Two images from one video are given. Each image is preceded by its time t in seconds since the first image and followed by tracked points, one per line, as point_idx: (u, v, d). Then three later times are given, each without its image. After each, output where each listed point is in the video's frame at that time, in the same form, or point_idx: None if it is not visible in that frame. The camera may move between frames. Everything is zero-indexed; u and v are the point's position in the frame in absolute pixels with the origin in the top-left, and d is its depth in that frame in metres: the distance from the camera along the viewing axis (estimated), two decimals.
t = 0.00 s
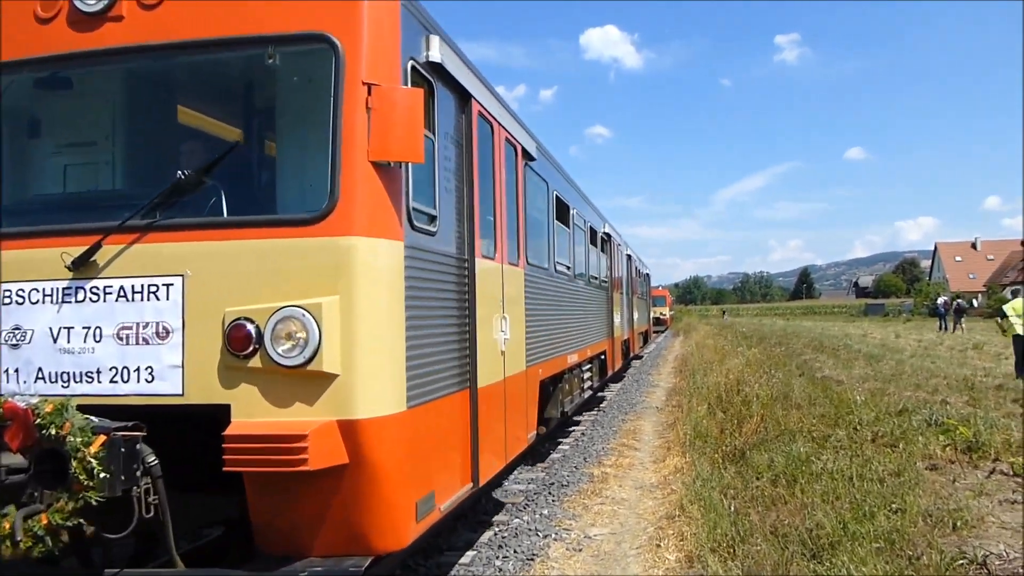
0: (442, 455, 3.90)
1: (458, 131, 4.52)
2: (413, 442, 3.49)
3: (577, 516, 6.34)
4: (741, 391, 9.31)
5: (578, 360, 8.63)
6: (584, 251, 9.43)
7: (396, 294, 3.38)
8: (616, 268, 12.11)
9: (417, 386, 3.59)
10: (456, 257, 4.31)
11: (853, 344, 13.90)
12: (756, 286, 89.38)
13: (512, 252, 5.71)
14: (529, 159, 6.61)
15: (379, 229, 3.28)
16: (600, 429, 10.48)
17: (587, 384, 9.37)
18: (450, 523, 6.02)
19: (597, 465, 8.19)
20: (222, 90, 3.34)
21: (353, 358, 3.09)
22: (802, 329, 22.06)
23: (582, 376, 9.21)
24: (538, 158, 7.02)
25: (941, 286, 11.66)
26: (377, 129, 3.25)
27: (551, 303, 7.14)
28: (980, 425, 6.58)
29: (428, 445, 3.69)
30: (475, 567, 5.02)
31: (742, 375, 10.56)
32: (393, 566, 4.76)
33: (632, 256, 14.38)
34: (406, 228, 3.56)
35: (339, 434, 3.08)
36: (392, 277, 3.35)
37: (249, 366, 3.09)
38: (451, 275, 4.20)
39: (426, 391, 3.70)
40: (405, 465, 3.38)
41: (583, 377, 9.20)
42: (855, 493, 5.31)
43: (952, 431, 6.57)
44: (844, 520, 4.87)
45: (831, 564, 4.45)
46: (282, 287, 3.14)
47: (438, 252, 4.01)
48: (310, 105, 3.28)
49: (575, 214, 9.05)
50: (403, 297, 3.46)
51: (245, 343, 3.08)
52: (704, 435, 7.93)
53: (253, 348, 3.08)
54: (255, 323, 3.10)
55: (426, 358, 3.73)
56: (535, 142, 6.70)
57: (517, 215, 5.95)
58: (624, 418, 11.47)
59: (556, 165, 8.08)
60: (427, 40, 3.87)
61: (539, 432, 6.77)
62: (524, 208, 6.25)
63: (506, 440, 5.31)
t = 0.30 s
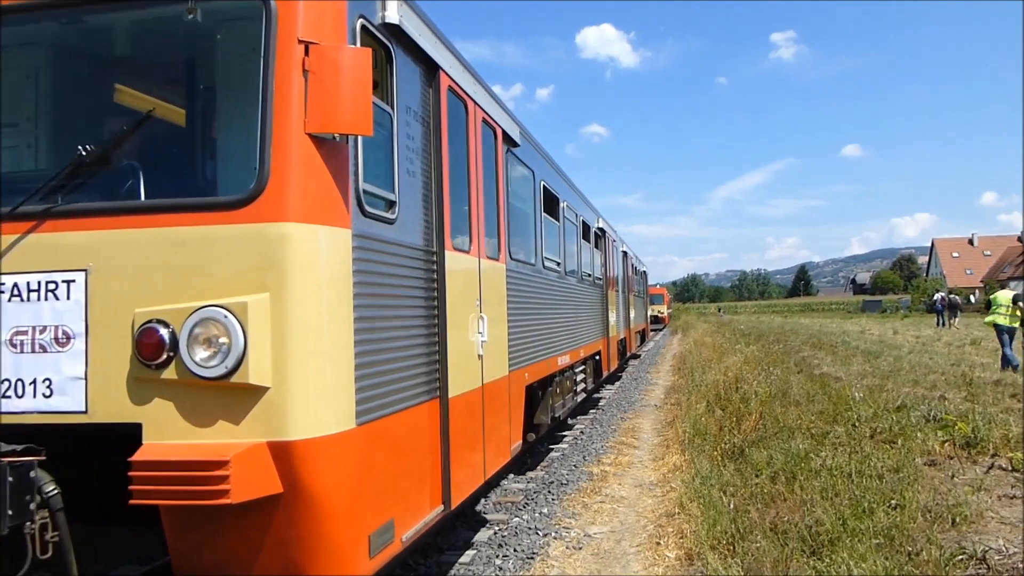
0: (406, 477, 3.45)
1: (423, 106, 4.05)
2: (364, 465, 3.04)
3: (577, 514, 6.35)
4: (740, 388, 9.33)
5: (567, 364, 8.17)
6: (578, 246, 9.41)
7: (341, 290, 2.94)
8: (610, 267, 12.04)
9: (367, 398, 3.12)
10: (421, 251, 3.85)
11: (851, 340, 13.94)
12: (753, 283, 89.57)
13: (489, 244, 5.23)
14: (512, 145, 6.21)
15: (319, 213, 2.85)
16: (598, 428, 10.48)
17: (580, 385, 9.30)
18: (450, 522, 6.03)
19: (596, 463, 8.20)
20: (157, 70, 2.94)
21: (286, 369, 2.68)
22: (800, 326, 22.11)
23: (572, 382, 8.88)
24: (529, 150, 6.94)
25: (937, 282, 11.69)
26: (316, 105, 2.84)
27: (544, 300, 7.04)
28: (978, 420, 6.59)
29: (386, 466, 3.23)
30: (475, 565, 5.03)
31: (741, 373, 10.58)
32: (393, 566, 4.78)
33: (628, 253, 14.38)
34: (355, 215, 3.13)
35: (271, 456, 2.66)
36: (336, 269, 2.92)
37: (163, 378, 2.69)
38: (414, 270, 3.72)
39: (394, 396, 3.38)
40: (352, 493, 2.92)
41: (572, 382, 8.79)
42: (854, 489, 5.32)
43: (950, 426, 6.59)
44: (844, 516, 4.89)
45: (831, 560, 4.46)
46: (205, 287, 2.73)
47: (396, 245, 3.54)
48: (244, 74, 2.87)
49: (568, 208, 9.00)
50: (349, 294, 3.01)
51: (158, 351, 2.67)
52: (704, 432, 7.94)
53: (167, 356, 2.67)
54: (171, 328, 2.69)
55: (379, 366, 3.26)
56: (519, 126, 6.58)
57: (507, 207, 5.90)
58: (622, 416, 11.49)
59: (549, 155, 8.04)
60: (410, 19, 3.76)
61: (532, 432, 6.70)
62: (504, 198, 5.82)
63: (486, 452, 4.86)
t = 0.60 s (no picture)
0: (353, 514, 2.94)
1: (376, 74, 3.54)
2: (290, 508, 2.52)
3: (576, 512, 6.36)
4: (737, 386, 9.35)
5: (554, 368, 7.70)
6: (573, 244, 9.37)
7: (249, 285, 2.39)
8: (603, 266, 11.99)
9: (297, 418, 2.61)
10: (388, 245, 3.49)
11: (847, 336, 13.99)
12: (749, 280, 89.76)
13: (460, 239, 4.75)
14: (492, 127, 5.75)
15: (218, 189, 2.30)
16: (596, 425, 10.50)
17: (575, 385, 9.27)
18: (450, 521, 6.03)
19: (595, 462, 8.21)
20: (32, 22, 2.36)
21: (169, 385, 2.14)
22: (796, 322, 22.20)
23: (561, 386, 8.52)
24: (521, 145, 6.88)
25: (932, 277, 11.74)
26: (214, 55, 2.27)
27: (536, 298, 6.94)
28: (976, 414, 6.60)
29: (323, 504, 2.72)
30: (475, 564, 5.03)
31: (739, 369, 10.61)
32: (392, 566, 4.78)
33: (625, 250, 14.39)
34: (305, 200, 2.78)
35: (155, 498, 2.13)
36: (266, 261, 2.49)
37: (17, 401, 2.16)
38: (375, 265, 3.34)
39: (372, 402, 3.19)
40: (273, 544, 2.41)
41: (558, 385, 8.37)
42: (853, 485, 5.32)
43: (948, 421, 6.61)
44: (843, 512, 4.90)
45: (830, 555, 4.47)
46: (67, 283, 2.19)
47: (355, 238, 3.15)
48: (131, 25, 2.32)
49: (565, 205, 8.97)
50: (289, 294, 2.61)
51: (5, 366, 2.12)
52: (702, 429, 7.95)
53: (20, 373, 2.14)
54: (26, 336, 2.15)
55: (309, 379, 2.70)
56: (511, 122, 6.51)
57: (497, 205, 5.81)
58: (621, 414, 11.52)
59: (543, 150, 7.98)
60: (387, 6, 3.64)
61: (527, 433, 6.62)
62: (481, 186, 5.36)
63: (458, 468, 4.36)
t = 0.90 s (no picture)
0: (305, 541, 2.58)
1: (318, 33, 2.94)
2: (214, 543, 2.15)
3: (574, 512, 6.36)
4: (735, 386, 9.36)
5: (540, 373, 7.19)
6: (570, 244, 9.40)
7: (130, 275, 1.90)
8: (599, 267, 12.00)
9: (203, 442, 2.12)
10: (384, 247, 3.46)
11: (845, 337, 14.01)
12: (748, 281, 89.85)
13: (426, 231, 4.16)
14: (469, 108, 5.16)
15: (84, 148, 1.83)
16: (595, 426, 10.51)
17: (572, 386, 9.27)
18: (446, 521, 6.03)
19: (593, 462, 8.21)
20: None
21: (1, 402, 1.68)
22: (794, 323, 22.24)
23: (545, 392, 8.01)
24: (518, 146, 6.88)
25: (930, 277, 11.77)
26: None
27: (531, 299, 6.96)
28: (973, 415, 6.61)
29: (258, 535, 2.34)
30: (472, 564, 5.03)
31: (736, 370, 10.63)
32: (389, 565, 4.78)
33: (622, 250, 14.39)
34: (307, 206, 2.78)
35: None
36: (240, 265, 2.31)
37: None
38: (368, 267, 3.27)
39: (358, 410, 3.05)
40: None
41: (543, 391, 7.84)
42: (851, 485, 5.32)
43: (945, 422, 6.62)
44: (841, 512, 4.89)
45: (827, 556, 4.47)
46: None
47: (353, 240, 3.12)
48: None
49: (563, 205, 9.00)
50: (289, 301, 2.58)
51: None
52: (700, 430, 7.96)
53: None
54: None
55: (270, 388, 2.45)
56: (509, 122, 6.53)
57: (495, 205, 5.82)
58: (618, 414, 11.54)
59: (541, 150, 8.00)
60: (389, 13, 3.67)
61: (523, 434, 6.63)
62: (455, 172, 4.75)
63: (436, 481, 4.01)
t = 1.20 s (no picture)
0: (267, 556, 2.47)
1: None
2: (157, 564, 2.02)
3: (574, 512, 6.36)
4: (733, 383, 9.38)
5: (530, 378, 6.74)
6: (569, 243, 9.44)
7: (52, 275, 1.75)
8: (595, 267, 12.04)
9: (128, 455, 1.95)
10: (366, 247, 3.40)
11: (842, 333, 14.06)
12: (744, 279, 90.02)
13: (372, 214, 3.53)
14: (435, 81, 4.59)
15: None
16: (594, 425, 10.52)
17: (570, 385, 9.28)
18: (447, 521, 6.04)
19: (592, 461, 8.21)
20: None
21: None
22: (791, 320, 22.31)
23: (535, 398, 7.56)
24: (514, 146, 6.90)
25: (927, 273, 11.81)
26: None
27: (531, 299, 7.00)
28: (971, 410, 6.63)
29: (207, 553, 2.21)
30: (472, 564, 5.03)
31: (734, 367, 10.65)
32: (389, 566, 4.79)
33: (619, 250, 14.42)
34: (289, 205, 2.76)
35: None
36: (196, 263, 2.22)
37: None
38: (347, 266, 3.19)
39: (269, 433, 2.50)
40: None
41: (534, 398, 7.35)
42: (849, 481, 5.34)
43: (943, 417, 6.64)
44: (839, 508, 4.91)
45: (827, 551, 4.48)
46: None
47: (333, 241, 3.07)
48: None
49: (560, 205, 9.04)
50: (271, 300, 2.57)
51: None
52: (698, 427, 7.97)
53: None
54: None
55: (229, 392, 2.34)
56: (505, 122, 6.56)
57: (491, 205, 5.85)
58: (617, 412, 11.55)
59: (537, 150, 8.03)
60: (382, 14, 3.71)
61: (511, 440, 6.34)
62: (416, 150, 4.15)
63: (422, 488, 3.87)
